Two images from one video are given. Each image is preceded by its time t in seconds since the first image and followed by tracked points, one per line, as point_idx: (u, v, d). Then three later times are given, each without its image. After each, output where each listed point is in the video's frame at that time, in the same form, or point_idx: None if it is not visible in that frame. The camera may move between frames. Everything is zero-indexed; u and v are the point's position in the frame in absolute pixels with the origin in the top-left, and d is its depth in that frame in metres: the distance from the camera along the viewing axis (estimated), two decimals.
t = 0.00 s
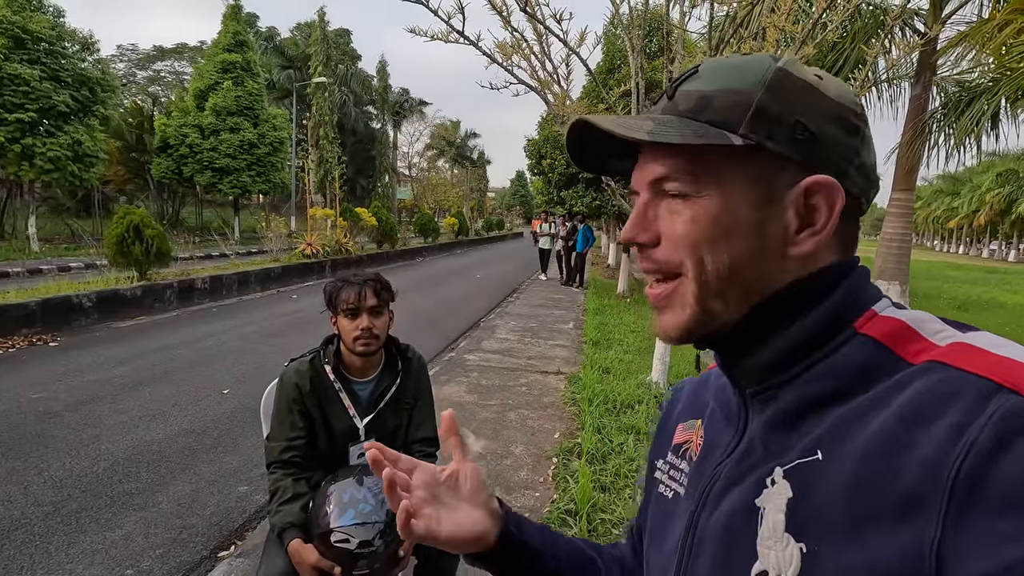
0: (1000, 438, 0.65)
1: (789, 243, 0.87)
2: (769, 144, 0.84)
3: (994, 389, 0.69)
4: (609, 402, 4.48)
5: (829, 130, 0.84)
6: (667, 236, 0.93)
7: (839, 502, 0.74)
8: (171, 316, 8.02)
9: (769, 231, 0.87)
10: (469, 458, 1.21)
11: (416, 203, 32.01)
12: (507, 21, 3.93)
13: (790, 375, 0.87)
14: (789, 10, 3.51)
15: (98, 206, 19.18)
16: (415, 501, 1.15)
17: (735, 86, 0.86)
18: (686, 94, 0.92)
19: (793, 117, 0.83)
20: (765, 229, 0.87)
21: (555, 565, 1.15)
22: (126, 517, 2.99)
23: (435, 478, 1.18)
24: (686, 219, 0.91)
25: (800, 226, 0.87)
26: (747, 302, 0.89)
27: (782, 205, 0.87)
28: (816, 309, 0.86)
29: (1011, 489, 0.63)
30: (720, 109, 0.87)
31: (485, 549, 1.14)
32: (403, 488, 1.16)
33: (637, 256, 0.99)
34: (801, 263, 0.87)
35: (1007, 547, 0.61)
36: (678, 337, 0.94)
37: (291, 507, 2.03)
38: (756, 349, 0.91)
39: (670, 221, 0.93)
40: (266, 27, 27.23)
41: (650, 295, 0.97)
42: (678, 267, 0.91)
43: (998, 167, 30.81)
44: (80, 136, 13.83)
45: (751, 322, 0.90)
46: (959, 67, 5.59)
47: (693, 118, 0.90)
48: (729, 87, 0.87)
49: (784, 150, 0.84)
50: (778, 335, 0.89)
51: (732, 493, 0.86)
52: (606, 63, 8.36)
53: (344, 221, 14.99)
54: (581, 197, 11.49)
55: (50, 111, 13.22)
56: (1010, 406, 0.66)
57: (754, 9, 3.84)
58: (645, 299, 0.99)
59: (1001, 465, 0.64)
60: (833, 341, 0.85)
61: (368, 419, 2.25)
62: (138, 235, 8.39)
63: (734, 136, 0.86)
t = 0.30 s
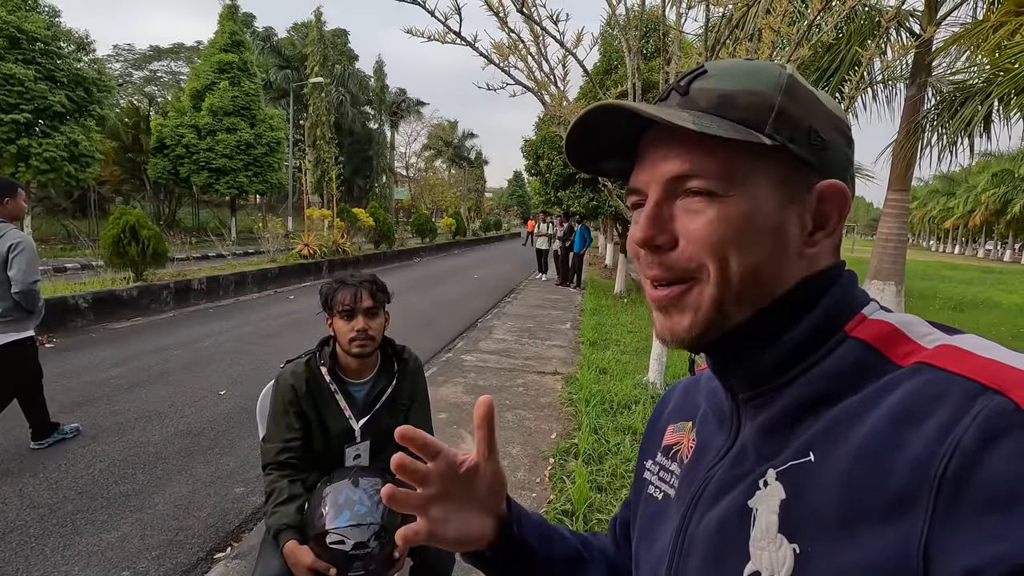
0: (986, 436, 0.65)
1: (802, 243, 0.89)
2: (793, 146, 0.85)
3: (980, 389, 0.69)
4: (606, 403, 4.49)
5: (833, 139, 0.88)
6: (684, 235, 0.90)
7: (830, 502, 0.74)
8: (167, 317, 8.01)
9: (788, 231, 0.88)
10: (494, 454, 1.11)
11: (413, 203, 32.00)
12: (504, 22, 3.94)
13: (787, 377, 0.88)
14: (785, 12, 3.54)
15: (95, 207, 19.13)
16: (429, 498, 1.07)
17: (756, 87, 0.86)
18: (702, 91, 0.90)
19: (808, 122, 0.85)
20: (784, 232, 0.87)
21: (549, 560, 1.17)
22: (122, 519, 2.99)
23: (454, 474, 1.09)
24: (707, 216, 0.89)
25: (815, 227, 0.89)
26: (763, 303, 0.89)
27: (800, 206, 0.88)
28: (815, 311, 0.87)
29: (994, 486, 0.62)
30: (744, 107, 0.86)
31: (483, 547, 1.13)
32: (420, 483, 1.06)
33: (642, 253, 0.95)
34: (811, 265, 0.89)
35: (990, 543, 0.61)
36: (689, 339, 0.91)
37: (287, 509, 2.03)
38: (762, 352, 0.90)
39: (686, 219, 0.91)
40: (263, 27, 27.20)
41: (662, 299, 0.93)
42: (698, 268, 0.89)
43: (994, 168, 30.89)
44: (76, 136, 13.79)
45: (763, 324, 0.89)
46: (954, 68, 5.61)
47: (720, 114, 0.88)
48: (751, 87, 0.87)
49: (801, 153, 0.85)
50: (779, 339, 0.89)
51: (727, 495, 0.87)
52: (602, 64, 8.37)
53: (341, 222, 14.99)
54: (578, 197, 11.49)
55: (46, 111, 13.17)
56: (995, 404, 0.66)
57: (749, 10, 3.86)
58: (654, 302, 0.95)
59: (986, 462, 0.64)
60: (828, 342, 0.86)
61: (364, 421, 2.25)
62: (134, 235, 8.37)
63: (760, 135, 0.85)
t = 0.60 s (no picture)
0: (966, 435, 0.65)
1: (795, 247, 0.89)
2: (788, 150, 0.86)
3: (959, 387, 0.70)
4: (603, 403, 4.50)
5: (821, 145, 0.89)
6: (686, 238, 0.88)
7: (815, 501, 0.74)
8: (163, 317, 7.99)
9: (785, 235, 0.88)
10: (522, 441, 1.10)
11: (410, 203, 31.97)
12: (501, 23, 3.96)
13: (772, 379, 0.88)
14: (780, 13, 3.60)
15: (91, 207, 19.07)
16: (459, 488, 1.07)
17: (752, 92, 0.86)
18: (699, 94, 0.89)
19: (798, 127, 0.86)
20: (780, 236, 0.87)
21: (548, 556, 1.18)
22: (118, 520, 2.98)
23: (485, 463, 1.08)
24: (709, 220, 0.87)
25: (805, 233, 0.90)
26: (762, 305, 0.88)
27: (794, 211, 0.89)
28: (804, 313, 0.87)
29: (974, 483, 0.63)
30: (742, 110, 0.85)
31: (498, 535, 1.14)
32: (458, 465, 1.06)
33: (639, 257, 0.93)
34: (802, 267, 0.89)
35: (971, 538, 0.62)
36: (690, 346, 0.89)
37: (282, 510, 2.03)
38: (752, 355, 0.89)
39: (686, 222, 0.89)
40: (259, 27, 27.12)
41: (661, 307, 0.90)
42: (702, 275, 0.87)
43: (990, 168, 31.00)
44: (72, 136, 13.74)
45: (761, 328, 0.88)
46: (950, 69, 5.65)
47: (717, 117, 0.87)
48: (748, 92, 0.86)
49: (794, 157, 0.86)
50: (770, 342, 0.88)
51: (714, 496, 0.87)
52: (599, 64, 8.37)
53: (338, 222, 14.97)
54: (575, 197, 11.51)
55: (41, 111, 13.11)
56: (974, 403, 0.67)
57: (745, 11, 3.89)
58: (652, 309, 0.92)
59: (965, 460, 0.65)
60: (813, 344, 0.86)
61: (359, 422, 2.25)
62: (130, 236, 8.34)
63: (757, 139, 0.84)
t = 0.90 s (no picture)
0: (952, 432, 0.65)
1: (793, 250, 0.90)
2: (789, 153, 0.86)
3: (946, 387, 0.70)
4: (600, 403, 4.51)
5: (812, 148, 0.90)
6: (697, 241, 0.86)
7: (803, 500, 0.74)
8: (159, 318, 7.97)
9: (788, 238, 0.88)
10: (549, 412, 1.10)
11: (407, 204, 31.94)
12: (497, 23, 3.97)
13: (762, 380, 0.88)
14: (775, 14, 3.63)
15: (86, 207, 19.02)
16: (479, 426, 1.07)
17: (754, 96, 0.86)
18: (703, 95, 0.88)
19: (793, 133, 0.88)
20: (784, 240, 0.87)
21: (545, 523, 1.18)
22: (113, 522, 2.97)
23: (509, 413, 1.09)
24: (720, 224, 0.85)
25: (801, 237, 0.91)
26: (767, 308, 0.87)
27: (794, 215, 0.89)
28: (795, 313, 0.87)
29: (960, 480, 0.63)
30: (748, 113, 0.85)
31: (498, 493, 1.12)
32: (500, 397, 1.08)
33: (644, 260, 0.90)
34: (798, 271, 0.90)
35: (955, 535, 0.62)
36: (699, 352, 0.87)
37: (277, 512, 2.03)
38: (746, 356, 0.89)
39: (697, 225, 0.87)
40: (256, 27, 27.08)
41: (670, 312, 0.87)
42: (714, 279, 0.85)
43: (985, 168, 31.10)
44: (67, 137, 13.68)
45: (758, 331, 0.88)
46: (944, 69, 5.67)
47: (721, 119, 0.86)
48: (750, 95, 0.86)
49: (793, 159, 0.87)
50: (765, 344, 0.87)
51: (703, 497, 0.87)
52: (596, 64, 8.38)
53: (335, 223, 14.95)
54: (572, 197, 11.51)
55: (36, 111, 13.05)
56: (960, 402, 0.67)
57: (741, 12, 3.90)
58: (659, 314, 0.89)
59: (952, 458, 0.65)
60: (805, 346, 0.86)
61: (355, 423, 2.25)
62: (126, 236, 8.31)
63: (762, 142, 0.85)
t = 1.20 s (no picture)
0: (950, 428, 0.66)
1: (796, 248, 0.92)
2: (793, 153, 0.88)
3: (943, 384, 0.70)
4: (597, 402, 4.52)
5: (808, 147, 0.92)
6: (715, 239, 0.86)
7: (804, 498, 0.75)
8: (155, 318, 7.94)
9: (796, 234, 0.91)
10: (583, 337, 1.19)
11: (404, 204, 31.92)
12: (494, 23, 3.95)
13: (762, 376, 0.88)
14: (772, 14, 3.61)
15: (81, 207, 18.94)
16: (520, 336, 1.14)
17: (756, 97, 0.88)
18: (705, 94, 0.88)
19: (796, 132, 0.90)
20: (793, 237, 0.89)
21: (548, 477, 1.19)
22: (109, 524, 2.96)
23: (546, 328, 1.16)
24: (737, 221, 0.86)
25: (803, 235, 0.93)
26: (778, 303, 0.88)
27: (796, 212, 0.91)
28: (796, 311, 0.88)
29: (957, 475, 0.63)
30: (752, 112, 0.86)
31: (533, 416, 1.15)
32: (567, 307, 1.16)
33: (659, 257, 0.90)
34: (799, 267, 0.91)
35: (953, 529, 0.62)
36: (714, 350, 0.88)
37: (274, 512, 2.03)
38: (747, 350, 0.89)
39: (714, 222, 0.87)
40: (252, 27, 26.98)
41: (687, 308, 0.87)
42: (733, 276, 0.85)
43: (979, 168, 31.25)
44: (62, 136, 13.59)
45: (764, 326, 0.88)
46: (940, 70, 5.68)
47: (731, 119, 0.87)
48: (755, 95, 0.88)
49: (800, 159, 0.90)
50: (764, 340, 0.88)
51: (703, 496, 0.87)
52: (593, 65, 8.37)
53: (332, 223, 14.93)
54: (569, 197, 11.51)
55: (30, 110, 12.96)
56: (957, 399, 0.67)
57: (737, 12, 3.90)
58: (675, 312, 0.89)
59: (949, 454, 0.65)
60: (803, 344, 0.87)
61: (352, 423, 2.25)
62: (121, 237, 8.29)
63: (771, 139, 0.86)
